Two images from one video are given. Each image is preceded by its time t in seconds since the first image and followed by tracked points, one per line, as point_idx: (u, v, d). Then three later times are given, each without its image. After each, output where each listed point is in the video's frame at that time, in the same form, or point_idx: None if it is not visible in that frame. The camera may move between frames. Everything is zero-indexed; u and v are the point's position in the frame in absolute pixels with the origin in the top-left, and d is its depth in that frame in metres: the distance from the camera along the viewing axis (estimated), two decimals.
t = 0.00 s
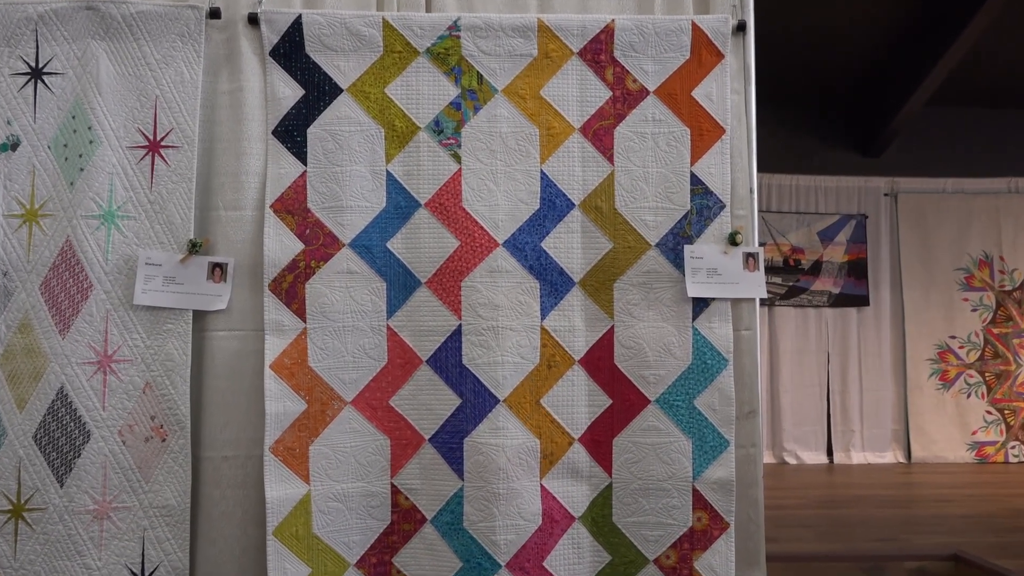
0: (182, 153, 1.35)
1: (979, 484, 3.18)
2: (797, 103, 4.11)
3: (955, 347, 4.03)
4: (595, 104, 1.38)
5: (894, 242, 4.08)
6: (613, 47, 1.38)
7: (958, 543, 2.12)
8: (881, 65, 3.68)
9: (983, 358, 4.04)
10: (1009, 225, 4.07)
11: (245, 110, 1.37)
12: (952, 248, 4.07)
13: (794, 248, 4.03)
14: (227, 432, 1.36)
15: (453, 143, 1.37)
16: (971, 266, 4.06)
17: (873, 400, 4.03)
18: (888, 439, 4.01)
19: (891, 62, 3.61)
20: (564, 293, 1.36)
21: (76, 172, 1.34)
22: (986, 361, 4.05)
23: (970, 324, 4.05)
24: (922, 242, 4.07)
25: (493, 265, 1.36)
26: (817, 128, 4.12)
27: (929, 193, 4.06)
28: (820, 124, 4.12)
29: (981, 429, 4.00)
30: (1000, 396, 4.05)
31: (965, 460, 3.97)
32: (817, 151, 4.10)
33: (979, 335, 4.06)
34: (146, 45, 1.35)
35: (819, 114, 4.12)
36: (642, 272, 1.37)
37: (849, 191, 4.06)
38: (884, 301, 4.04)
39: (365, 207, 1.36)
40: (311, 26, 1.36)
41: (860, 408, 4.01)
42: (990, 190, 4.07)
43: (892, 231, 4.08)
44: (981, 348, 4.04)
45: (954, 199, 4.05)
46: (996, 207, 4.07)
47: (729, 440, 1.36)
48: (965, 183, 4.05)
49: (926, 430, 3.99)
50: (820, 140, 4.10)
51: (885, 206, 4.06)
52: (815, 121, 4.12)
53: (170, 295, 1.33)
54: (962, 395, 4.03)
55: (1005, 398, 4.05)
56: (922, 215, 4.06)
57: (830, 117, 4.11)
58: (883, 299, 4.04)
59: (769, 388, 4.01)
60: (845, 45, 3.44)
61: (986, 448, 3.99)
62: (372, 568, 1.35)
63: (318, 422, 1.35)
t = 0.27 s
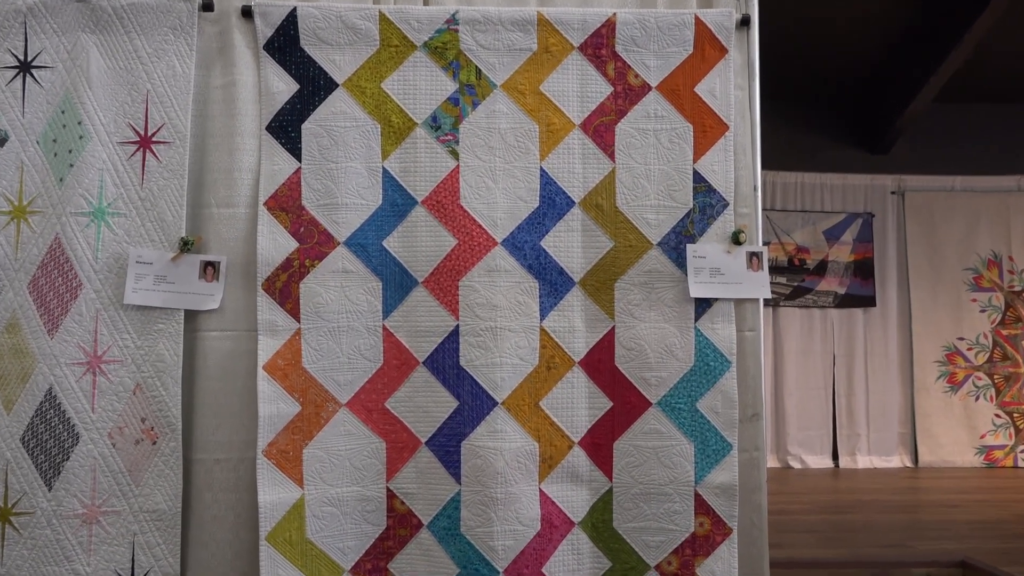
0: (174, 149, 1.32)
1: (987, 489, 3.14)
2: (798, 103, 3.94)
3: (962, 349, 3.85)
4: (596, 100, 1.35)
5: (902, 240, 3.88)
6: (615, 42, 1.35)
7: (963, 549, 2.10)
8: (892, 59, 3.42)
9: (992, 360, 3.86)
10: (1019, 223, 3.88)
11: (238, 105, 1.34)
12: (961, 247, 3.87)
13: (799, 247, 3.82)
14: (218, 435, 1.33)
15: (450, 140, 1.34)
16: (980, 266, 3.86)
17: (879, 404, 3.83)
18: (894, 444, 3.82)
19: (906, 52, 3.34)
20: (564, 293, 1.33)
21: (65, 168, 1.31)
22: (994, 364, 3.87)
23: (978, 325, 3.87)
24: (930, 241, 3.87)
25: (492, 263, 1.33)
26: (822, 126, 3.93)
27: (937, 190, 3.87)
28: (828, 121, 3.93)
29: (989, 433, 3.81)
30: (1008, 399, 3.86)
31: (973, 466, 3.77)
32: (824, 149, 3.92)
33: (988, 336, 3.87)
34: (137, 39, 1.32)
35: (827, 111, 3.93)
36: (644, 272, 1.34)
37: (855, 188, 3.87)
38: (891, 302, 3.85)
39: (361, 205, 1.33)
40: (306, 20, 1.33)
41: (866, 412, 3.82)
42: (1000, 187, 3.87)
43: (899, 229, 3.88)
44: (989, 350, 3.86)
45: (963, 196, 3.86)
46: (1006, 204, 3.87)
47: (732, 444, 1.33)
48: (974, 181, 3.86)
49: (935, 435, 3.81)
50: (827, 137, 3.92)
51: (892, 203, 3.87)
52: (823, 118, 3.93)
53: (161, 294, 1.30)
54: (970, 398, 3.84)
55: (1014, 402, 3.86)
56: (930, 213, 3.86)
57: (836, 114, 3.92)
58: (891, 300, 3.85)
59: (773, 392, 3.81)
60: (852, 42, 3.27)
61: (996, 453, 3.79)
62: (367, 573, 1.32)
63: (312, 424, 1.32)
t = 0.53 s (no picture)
0: (161, 150, 1.29)
1: (996, 497, 3.09)
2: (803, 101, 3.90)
3: (971, 353, 3.81)
4: (594, 99, 1.32)
5: (908, 242, 3.84)
6: (613, 39, 1.32)
7: (972, 559, 2.06)
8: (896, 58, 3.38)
9: (1001, 364, 3.82)
10: None
11: (228, 105, 1.30)
12: (969, 250, 3.84)
13: (804, 250, 3.78)
14: (208, 443, 1.29)
15: (445, 140, 1.30)
16: (988, 269, 3.82)
17: (886, 409, 3.78)
18: (902, 450, 3.77)
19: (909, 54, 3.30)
20: (562, 297, 1.30)
21: (50, 170, 1.28)
22: (1003, 369, 3.82)
23: (987, 330, 3.83)
24: (937, 243, 3.83)
25: (488, 266, 1.30)
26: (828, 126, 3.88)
27: (944, 191, 3.83)
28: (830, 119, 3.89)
29: (999, 439, 3.76)
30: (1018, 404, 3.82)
31: (983, 473, 3.72)
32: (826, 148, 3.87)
33: (996, 340, 3.83)
34: (124, 37, 1.29)
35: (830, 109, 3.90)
36: (644, 274, 1.31)
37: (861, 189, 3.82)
38: (898, 305, 3.80)
39: (354, 207, 1.30)
40: (298, 18, 1.30)
41: (873, 418, 3.77)
42: (1008, 190, 3.84)
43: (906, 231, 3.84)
44: (998, 355, 3.82)
45: (971, 198, 3.82)
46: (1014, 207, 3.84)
47: (735, 451, 1.30)
48: (982, 182, 3.82)
49: (943, 440, 3.76)
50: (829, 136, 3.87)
51: (898, 205, 3.82)
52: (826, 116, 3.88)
53: (149, 299, 1.27)
54: (980, 403, 3.79)
55: None
56: (938, 215, 3.82)
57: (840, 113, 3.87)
58: (898, 303, 3.80)
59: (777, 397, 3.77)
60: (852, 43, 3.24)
61: (1005, 460, 3.74)
62: None
63: (304, 432, 1.28)
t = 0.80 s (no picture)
0: (149, 144, 1.25)
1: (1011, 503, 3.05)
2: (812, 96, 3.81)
3: (983, 355, 3.76)
4: (596, 91, 1.28)
5: (919, 240, 3.79)
6: (616, 30, 1.28)
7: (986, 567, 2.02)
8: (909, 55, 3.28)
9: (1015, 366, 3.78)
10: None
11: (217, 97, 1.26)
12: (981, 249, 3.78)
13: (812, 248, 3.73)
14: (197, 446, 1.25)
15: (442, 133, 1.27)
16: (1000, 269, 3.78)
17: (896, 412, 3.73)
18: (912, 454, 3.72)
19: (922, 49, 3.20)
20: (562, 295, 1.26)
21: (34, 163, 1.24)
22: (1016, 371, 3.78)
23: (1001, 330, 3.79)
24: (949, 242, 3.77)
25: (486, 263, 1.26)
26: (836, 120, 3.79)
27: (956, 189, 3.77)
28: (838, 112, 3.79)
29: (1012, 443, 3.72)
30: None
31: (995, 477, 3.66)
32: (833, 143, 3.79)
33: (1008, 342, 3.79)
34: (111, 27, 1.25)
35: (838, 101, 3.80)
36: (647, 272, 1.27)
37: (871, 185, 3.76)
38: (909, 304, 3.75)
39: (348, 203, 1.26)
40: (290, 7, 1.26)
41: (882, 421, 3.71)
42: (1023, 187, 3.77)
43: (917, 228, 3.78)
44: (1010, 357, 3.78)
45: (984, 195, 3.76)
46: None
47: (740, 454, 1.26)
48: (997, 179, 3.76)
49: (953, 444, 3.71)
50: (837, 130, 3.78)
51: (910, 202, 3.77)
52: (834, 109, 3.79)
53: (136, 297, 1.23)
54: (992, 406, 3.75)
55: None
56: (949, 212, 3.76)
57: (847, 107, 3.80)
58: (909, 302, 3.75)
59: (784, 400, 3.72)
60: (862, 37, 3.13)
61: (1019, 464, 3.70)
62: None
63: (296, 434, 1.25)
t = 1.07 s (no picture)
0: (133, 139, 1.20)
1: None
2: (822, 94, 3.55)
3: (1004, 357, 3.40)
4: (598, 83, 1.23)
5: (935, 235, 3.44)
6: (618, 19, 1.23)
7: None
8: (927, 40, 3.04)
9: None
10: None
11: (204, 89, 1.21)
12: (1004, 243, 3.41)
13: (824, 245, 3.41)
14: (183, 453, 1.20)
15: (438, 127, 1.21)
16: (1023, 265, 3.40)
17: (912, 418, 3.40)
18: (930, 461, 3.38)
19: (944, 28, 2.93)
20: (565, 296, 1.21)
21: (13, 160, 1.18)
22: None
23: None
24: (968, 236, 3.42)
25: (485, 263, 1.21)
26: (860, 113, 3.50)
27: (975, 180, 3.42)
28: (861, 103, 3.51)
29: None
30: None
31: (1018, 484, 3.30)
32: (856, 135, 3.50)
33: None
34: (93, 17, 1.20)
35: (864, 90, 3.51)
36: (652, 271, 1.21)
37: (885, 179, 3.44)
38: (924, 305, 3.41)
39: (340, 200, 1.21)
40: None
41: (898, 427, 3.39)
42: None
43: (933, 223, 3.44)
44: None
45: (1003, 189, 3.41)
46: None
47: (750, 461, 1.21)
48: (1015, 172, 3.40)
49: (975, 452, 3.36)
50: (860, 123, 3.50)
51: (926, 195, 3.43)
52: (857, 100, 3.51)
53: (119, 299, 1.18)
54: (1015, 411, 3.37)
55: None
56: (968, 205, 3.41)
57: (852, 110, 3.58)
58: (924, 302, 3.41)
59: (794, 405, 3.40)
60: (864, 38, 3.03)
61: None
62: None
63: (287, 441, 1.19)
